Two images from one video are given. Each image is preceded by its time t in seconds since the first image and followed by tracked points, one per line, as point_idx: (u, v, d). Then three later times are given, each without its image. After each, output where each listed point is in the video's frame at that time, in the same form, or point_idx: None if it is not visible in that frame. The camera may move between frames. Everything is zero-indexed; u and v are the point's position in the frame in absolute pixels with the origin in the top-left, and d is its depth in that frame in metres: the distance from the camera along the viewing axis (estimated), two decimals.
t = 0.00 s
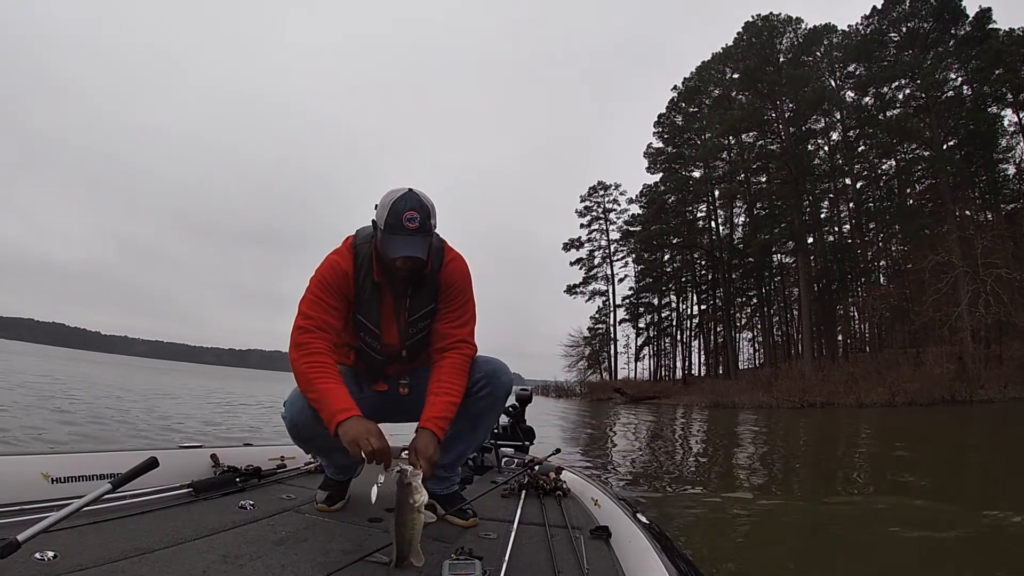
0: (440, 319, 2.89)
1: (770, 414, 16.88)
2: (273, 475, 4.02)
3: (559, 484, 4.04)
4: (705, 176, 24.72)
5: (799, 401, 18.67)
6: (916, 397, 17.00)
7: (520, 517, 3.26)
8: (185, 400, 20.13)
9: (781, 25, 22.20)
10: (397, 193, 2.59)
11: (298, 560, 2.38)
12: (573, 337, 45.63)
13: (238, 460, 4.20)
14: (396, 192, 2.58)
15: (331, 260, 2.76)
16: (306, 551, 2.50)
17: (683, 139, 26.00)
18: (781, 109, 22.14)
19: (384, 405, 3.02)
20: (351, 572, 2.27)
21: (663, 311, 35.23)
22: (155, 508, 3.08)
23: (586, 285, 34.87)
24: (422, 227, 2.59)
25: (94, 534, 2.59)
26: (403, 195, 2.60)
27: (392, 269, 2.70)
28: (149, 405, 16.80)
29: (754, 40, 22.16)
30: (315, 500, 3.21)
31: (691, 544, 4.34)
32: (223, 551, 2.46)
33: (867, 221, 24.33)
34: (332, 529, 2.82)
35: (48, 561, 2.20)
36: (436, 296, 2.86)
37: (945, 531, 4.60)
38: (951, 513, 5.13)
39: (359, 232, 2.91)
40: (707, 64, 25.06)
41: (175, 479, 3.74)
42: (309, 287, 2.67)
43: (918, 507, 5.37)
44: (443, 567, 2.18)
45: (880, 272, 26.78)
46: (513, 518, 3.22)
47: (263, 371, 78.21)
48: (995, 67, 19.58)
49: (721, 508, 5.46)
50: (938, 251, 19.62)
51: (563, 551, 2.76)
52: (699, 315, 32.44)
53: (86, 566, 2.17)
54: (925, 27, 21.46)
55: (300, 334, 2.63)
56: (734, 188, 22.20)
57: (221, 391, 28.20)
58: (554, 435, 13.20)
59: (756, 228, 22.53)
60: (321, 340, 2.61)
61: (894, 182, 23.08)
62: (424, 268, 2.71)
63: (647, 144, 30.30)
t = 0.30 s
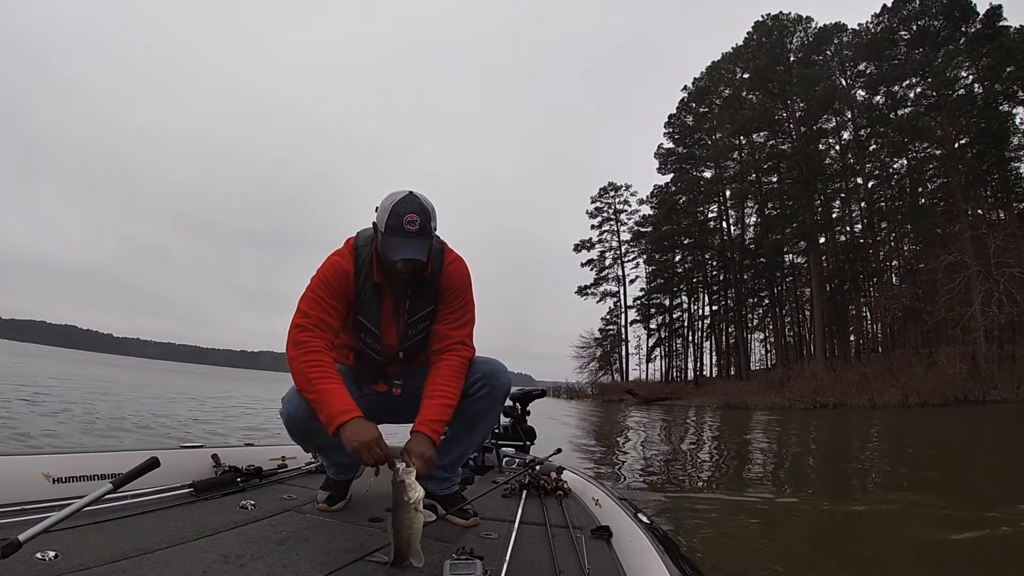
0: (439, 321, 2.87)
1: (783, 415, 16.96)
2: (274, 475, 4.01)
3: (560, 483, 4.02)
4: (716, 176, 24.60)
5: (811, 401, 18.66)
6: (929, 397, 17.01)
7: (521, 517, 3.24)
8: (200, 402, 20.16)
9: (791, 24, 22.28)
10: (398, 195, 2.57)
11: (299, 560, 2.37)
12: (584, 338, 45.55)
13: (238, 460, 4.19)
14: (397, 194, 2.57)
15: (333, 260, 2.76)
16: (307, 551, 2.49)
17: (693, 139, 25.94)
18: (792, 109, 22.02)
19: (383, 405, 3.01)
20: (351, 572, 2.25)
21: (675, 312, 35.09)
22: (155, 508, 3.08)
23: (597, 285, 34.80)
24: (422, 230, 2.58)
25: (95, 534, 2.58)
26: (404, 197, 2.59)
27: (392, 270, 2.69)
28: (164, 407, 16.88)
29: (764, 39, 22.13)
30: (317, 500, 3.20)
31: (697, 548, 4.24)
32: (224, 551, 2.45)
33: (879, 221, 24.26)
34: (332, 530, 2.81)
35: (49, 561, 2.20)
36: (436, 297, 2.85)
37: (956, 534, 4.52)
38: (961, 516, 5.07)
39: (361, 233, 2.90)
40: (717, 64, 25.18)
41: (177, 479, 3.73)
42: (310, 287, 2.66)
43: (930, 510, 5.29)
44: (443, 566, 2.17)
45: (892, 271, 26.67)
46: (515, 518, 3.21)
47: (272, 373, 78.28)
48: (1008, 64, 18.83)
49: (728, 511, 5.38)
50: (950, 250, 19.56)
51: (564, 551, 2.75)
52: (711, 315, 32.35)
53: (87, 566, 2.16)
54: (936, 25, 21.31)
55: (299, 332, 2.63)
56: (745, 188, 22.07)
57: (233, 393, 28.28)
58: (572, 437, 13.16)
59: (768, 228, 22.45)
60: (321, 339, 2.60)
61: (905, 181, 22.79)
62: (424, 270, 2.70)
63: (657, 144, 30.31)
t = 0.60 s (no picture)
0: (440, 322, 2.87)
1: (794, 416, 16.92)
2: (275, 475, 4.02)
3: (560, 484, 4.03)
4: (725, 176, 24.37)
5: (823, 402, 18.58)
6: (941, 398, 16.99)
7: (521, 517, 3.25)
8: (212, 404, 20.14)
9: (800, 24, 22.31)
10: (401, 194, 2.59)
11: (299, 561, 2.37)
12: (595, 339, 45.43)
13: (239, 460, 4.19)
14: (401, 193, 2.59)
15: (336, 260, 2.77)
16: (307, 551, 2.50)
17: (703, 139, 25.81)
18: (802, 108, 21.91)
19: (383, 406, 3.00)
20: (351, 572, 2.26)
21: (686, 313, 34.92)
22: (156, 508, 3.08)
23: (607, 286, 34.69)
24: (425, 229, 2.59)
25: (95, 534, 2.59)
26: (408, 196, 2.61)
27: (394, 269, 2.71)
28: (174, 408, 16.91)
29: (773, 39, 22.05)
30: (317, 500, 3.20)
31: (699, 549, 4.25)
32: (224, 551, 2.45)
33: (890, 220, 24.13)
34: (332, 530, 2.82)
35: (50, 561, 2.20)
36: (437, 297, 2.86)
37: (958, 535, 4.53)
38: (964, 516, 5.08)
39: (365, 233, 2.92)
40: (727, 64, 25.15)
41: (179, 478, 3.74)
42: (312, 285, 2.68)
43: (933, 510, 5.30)
44: (443, 566, 2.17)
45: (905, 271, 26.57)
46: (515, 518, 3.22)
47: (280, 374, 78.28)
48: (1016, 62, 19.27)
49: (730, 512, 5.37)
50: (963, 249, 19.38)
51: (564, 551, 2.75)
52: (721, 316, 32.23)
53: (87, 566, 2.16)
54: (945, 22, 20.85)
55: (301, 330, 2.64)
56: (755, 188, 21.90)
57: (243, 395, 28.26)
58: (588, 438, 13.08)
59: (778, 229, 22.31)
60: (322, 338, 2.61)
61: (916, 179, 21.89)
62: (425, 270, 2.70)
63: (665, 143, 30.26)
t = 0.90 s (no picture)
0: (442, 323, 2.88)
1: (804, 415, 16.90)
2: (275, 476, 4.02)
3: (561, 485, 4.03)
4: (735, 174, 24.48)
5: (834, 401, 18.57)
6: (953, 397, 17.03)
7: (522, 519, 3.25)
8: (223, 405, 20.16)
9: (809, 21, 22.13)
10: (406, 196, 2.61)
11: (299, 561, 2.38)
12: (604, 339, 45.35)
13: (239, 461, 4.19)
14: (405, 195, 2.60)
15: (340, 261, 2.79)
16: (307, 552, 2.50)
17: (712, 138, 25.72)
18: (811, 107, 21.56)
19: (384, 408, 3.00)
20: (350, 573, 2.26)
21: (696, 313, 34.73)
22: (156, 509, 3.08)
23: (617, 286, 34.63)
24: (429, 230, 2.60)
25: (96, 534, 2.59)
26: (412, 198, 2.62)
27: (397, 270, 2.72)
28: (186, 409, 16.96)
29: (783, 36, 21.97)
30: (317, 502, 3.20)
31: (702, 548, 4.27)
32: (224, 552, 2.46)
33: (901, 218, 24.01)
34: (332, 531, 2.82)
35: (51, 562, 2.20)
36: (439, 299, 2.86)
37: (962, 534, 4.54)
38: (968, 515, 5.09)
39: (368, 235, 2.93)
40: (736, 62, 25.06)
41: (180, 479, 3.74)
42: (316, 285, 2.69)
43: (937, 510, 5.31)
44: (445, 567, 2.17)
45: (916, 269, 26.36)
46: (516, 519, 3.22)
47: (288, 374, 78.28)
48: None
49: (731, 511, 5.38)
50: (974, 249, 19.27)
51: (564, 552, 2.76)
52: (732, 315, 32.10)
53: (88, 567, 2.17)
54: (954, 18, 20.51)
55: (303, 331, 2.65)
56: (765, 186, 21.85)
57: (252, 395, 28.25)
58: (604, 438, 13.03)
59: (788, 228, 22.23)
60: (326, 337, 2.62)
61: (926, 177, 21.99)
62: (428, 271, 2.71)
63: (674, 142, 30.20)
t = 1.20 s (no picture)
0: (444, 324, 2.88)
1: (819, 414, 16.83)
2: (275, 477, 4.01)
3: (562, 485, 4.02)
4: (744, 172, 24.46)
5: (845, 401, 18.51)
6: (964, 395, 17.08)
7: (523, 519, 3.25)
8: (235, 405, 20.17)
9: (818, 18, 21.96)
10: (408, 197, 2.61)
11: (299, 562, 2.38)
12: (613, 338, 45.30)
13: (240, 462, 4.20)
14: (407, 197, 2.61)
15: (342, 262, 2.79)
16: (308, 553, 2.50)
17: (721, 136, 25.57)
18: (821, 104, 21.56)
19: (385, 409, 3.00)
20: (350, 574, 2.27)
21: (706, 311, 34.62)
22: (157, 509, 3.08)
23: (627, 285, 34.61)
24: (431, 232, 2.61)
25: (96, 535, 2.59)
26: (415, 200, 2.62)
27: (399, 272, 2.72)
28: (198, 408, 17.02)
29: (791, 33, 21.92)
30: (318, 502, 3.20)
31: (705, 548, 4.26)
32: (225, 553, 2.46)
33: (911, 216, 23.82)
34: (332, 531, 2.83)
35: (52, 563, 2.20)
36: (440, 301, 2.86)
37: (966, 533, 4.55)
38: (974, 515, 5.07)
39: (370, 237, 2.94)
40: (744, 60, 25.18)
41: (180, 480, 3.74)
42: (318, 286, 2.70)
43: (943, 508, 5.30)
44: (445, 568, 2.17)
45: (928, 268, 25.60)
46: (516, 520, 3.22)
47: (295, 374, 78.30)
48: None
49: (734, 511, 5.38)
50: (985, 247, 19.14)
51: (565, 553, 2.76)
52: (741, 314, 31.96)
53: (89, 567, 2.17)
54: (964, 15, 19.63)
55: (306, 332, 2.65)
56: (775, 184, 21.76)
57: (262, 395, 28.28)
58: (621, 437, 12.96)
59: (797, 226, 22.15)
60: (327, 337, 2.63)
61: (938, 174, 21.39)
62: (429, 273, 2.72)
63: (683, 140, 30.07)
